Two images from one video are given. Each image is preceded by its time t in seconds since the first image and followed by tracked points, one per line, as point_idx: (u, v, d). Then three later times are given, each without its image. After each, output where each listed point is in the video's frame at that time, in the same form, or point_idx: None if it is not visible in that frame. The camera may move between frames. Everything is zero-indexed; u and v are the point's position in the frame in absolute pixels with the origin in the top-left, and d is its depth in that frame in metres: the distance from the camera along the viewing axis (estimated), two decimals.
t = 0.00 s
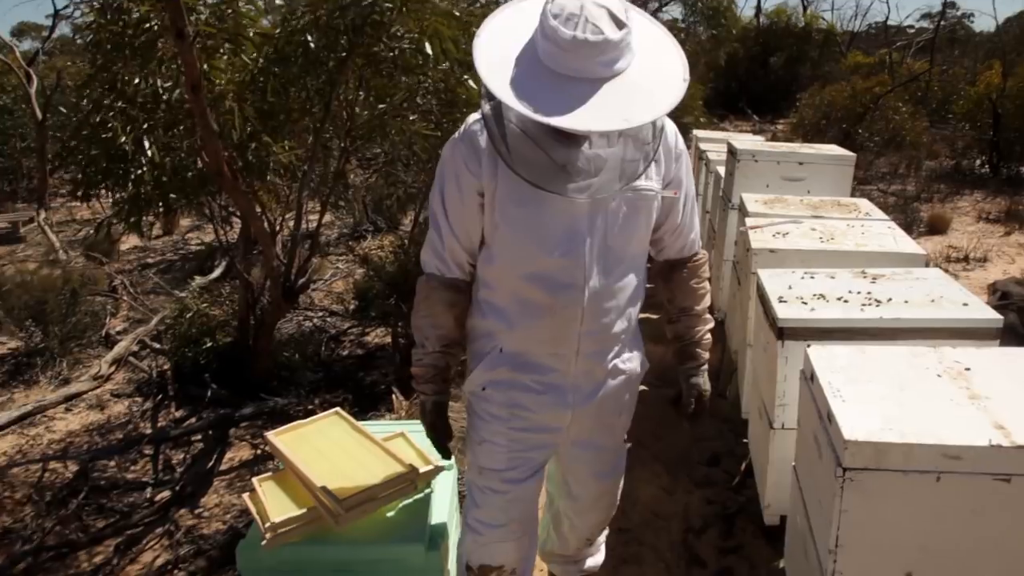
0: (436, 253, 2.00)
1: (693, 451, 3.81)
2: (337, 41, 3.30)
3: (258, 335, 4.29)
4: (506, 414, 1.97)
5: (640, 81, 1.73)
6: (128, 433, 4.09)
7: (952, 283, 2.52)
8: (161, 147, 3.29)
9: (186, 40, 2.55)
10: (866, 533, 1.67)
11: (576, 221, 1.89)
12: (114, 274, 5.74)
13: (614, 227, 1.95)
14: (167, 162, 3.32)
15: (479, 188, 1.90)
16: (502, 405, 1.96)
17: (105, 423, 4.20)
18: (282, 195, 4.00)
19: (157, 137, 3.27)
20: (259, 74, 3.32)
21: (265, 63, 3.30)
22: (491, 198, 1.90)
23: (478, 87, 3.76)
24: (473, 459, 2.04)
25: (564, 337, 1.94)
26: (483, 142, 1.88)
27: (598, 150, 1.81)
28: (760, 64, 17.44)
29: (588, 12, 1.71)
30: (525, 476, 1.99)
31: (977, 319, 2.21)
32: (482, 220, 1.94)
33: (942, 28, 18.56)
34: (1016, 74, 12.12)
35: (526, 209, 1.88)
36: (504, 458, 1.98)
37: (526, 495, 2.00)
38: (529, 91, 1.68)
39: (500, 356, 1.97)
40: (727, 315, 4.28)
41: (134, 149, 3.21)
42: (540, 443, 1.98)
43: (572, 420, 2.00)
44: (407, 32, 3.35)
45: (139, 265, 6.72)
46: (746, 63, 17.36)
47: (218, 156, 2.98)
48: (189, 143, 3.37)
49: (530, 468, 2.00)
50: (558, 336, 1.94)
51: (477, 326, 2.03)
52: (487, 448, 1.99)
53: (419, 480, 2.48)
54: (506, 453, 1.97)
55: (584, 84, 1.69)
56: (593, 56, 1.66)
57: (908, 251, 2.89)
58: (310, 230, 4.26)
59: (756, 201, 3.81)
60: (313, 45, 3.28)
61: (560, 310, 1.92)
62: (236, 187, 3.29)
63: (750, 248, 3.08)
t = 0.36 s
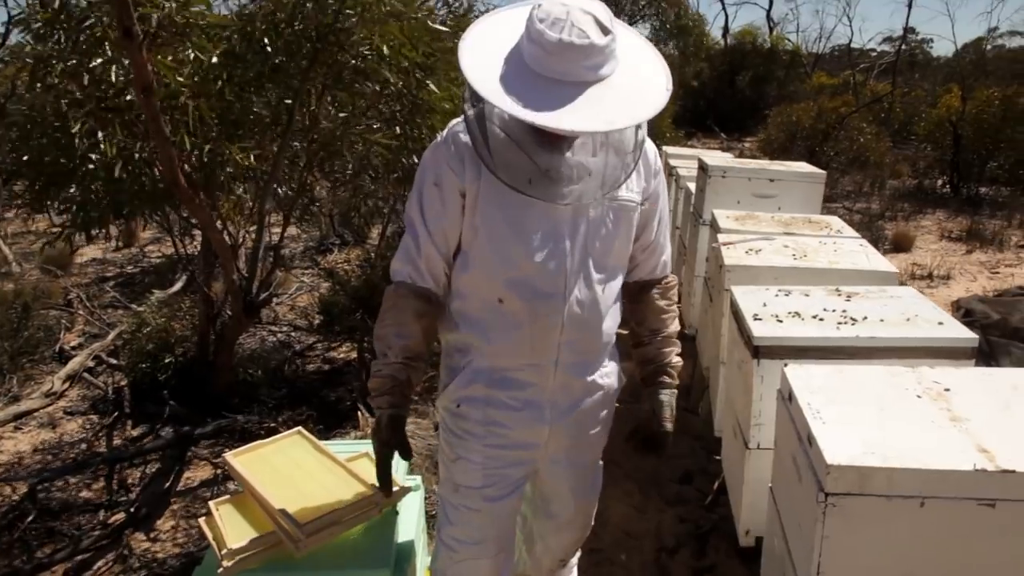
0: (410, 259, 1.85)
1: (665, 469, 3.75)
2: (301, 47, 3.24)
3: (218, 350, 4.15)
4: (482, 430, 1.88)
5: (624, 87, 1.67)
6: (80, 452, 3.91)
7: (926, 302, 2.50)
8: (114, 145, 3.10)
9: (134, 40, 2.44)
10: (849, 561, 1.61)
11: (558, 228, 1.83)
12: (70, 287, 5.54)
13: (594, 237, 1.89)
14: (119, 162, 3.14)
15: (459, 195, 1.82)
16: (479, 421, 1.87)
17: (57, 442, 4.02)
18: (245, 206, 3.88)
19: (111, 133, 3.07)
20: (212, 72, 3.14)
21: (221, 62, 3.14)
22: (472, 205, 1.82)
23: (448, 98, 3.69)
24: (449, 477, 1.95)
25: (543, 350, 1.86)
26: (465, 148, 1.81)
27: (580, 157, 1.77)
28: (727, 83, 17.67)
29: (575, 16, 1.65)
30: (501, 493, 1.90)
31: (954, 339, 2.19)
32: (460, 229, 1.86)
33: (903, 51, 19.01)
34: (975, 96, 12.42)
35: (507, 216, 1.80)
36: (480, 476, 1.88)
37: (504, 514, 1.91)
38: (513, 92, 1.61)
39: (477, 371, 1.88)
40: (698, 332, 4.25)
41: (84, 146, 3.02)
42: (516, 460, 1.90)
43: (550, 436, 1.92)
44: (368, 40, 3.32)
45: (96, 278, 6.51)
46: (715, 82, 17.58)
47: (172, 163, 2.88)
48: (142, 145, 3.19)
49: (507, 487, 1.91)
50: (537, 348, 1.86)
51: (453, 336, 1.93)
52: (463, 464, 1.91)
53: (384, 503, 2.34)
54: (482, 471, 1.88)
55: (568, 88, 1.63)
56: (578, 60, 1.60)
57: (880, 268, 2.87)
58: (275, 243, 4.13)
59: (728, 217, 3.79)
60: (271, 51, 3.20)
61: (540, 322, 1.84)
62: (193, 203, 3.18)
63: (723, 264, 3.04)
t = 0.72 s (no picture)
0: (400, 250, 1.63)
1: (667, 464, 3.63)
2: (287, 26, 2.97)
3: (202, 345, 3.98)
4: (474, 440, 1.72)
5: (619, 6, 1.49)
6: (59, 452, 3.74)
7: (948, 294, 2.38)
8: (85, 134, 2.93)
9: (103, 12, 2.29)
10: None
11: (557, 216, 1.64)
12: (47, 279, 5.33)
13: (598, 224, 1.70)
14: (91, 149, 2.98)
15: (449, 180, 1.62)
16: (470, 430, 1.71)
17: (33, 442, 3.84)
18: (228, 193, 3.70)
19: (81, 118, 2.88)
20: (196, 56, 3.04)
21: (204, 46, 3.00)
22: (463, 191, 1.63)
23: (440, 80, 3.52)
24: (441, 488, 1.81)
25: (541, 351, 1.68)
26: (457, 128, 1.62)
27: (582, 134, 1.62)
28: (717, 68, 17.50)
29: None
30: (495, 506, 1.75)
31: (982, 334, 2.07)
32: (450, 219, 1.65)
33: (892, 35, 18.90)
34: (967, 81, 12.33)
35: (501, 202, 1.62)
36: (473, 490, 1.75)
37: (499, 530, 1.77)
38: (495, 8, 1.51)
39: (469, 375, 1.71)
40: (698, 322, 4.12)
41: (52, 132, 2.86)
42: (512, 472, 1.74)
43: (548, 446, 1.74)
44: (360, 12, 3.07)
45: (75, 268, 6.30)
46: (704, 66, 17.41)
47: (149, 148, 2.71)
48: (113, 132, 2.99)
49: (503, 501, 1.75)
50: (534, 350, 1.67)
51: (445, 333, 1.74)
52: (455, 476, 1.77)
53: (378, 509, 2.20)
54: (474, 483, 1.74)
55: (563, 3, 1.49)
56: None
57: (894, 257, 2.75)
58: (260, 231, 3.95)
59: (731, 204, 3.65)
60: (259, 30, 2.92)
61: (537, 320, 1.65)
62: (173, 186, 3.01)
63: (730, 254, 2.91)
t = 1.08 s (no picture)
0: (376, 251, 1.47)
1: (660, 471, 3.57)
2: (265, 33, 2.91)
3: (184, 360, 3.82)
4: (466, 465, 1.60)
5: None
6: (34, 470, 3.61)
7: (950, 299, 2.33)
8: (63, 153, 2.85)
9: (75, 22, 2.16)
10: None
11: (548, 222, 1.51)
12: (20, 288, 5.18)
13: (594, 230, 1.57)
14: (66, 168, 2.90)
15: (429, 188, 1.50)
16: (461, 455, 1.59)
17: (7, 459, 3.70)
18: (207, 200, 3.59)
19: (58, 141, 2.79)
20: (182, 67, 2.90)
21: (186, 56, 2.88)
22: (445, 200, 1.50)
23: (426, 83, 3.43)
24: (433, 516, 1.70)
25: (535, 368, 1.55)
26: (437, 133, 1.51)
27: (575, 132, 1.50)
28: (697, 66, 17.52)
29: None
30: (492, 531, 1.64)
31: (988, 340, 2.02)
32: (431, 229, 1.53)
33: (869, 34, 19.04)
34: (945, 79, 12.43)
35: (487, 209, 1.49)
36: (466, 515, 1.64)
37: (496, 555, 1.67)
38: None
39: (458, 398, 1.57)
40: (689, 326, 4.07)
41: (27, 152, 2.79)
42: (507, 494, 1.63)
43: (545, 467, 1.63)
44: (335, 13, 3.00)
45: (50, 276, 6.14)
46: (684, 65, 17.44)
47: (125, 160, 2.61)
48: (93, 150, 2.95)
49: (498, 526, 1.65)
50: (527, 367, 1.54)
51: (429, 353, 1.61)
52: (447, 503, 1.66)
53: (370, 530, 2.12)
54: (468, 510, 1.63)
55: None
56: None
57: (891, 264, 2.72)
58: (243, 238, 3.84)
59: (723, 206, 3.60)
60: (240, 36, 2.91)
61: (531, 336, 1.52)
62: (149, 195, 2.91)
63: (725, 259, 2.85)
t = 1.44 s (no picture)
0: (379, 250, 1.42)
1: (660, 489, 3.54)
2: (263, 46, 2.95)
3: (179, 375, 3.85)
4: (470, 490, 1.57)
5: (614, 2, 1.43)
6: (28, 487, 3.56)
7: (952, 316, 2.32)
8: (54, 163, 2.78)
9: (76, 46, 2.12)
10: None
11: (550, 242, 1.48)
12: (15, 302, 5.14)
13: (597, 249, 1.54)
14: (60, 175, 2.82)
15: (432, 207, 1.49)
16: (465, 480, 1.57)
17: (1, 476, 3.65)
18: (204, 216, 3.56)
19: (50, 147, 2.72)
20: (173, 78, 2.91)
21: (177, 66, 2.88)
22: (446, 218, 1.48)
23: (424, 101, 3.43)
24: (436, 542, 1.68)
25: (538, 391, 1.51)
26: (440, 152, 1.51)
27: (577, 154, 1.48)
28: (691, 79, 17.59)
29: None
30: (497, 557, 1.61)
31: (992, 359, 2.01)
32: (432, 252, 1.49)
33: (862, 47, 19.17)
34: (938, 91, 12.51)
35: (488, 229, 1.47)
36: (470, 541, 1.61)
37: None
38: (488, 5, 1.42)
39: (461, 421, 1.55)
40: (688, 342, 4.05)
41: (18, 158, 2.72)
42: (511, 519, 1.59)
43: (550, 491, 1.59)
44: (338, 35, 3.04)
45: (45, 290, 6.10)
46: (678, 78, 17.52)
47: (123, 176, 2.59)
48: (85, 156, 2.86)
49: (503, 552, 1.62)
50: (530, 389, 1.51)
51: (432, 377, 1.60)
52: (451, 528, 1.64)
53: (370, 553, 2.09)
54: (472, 536, 1.61)
55: None
56: None
57: (890, 280, 2.73)
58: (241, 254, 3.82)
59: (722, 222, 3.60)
60: (234, 51, 2.91)
61: (533, 357, 1.49)
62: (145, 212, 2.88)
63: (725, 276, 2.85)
